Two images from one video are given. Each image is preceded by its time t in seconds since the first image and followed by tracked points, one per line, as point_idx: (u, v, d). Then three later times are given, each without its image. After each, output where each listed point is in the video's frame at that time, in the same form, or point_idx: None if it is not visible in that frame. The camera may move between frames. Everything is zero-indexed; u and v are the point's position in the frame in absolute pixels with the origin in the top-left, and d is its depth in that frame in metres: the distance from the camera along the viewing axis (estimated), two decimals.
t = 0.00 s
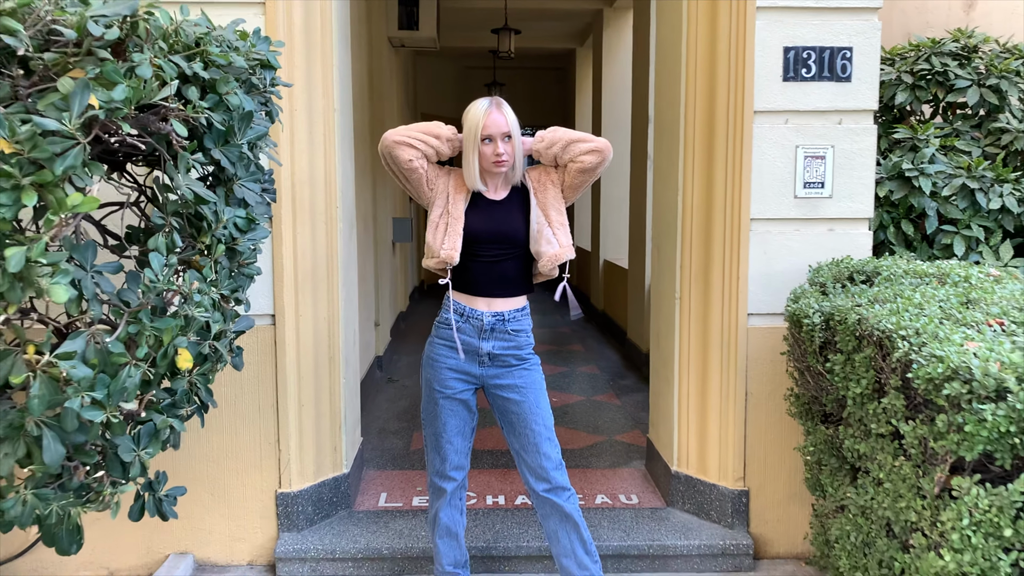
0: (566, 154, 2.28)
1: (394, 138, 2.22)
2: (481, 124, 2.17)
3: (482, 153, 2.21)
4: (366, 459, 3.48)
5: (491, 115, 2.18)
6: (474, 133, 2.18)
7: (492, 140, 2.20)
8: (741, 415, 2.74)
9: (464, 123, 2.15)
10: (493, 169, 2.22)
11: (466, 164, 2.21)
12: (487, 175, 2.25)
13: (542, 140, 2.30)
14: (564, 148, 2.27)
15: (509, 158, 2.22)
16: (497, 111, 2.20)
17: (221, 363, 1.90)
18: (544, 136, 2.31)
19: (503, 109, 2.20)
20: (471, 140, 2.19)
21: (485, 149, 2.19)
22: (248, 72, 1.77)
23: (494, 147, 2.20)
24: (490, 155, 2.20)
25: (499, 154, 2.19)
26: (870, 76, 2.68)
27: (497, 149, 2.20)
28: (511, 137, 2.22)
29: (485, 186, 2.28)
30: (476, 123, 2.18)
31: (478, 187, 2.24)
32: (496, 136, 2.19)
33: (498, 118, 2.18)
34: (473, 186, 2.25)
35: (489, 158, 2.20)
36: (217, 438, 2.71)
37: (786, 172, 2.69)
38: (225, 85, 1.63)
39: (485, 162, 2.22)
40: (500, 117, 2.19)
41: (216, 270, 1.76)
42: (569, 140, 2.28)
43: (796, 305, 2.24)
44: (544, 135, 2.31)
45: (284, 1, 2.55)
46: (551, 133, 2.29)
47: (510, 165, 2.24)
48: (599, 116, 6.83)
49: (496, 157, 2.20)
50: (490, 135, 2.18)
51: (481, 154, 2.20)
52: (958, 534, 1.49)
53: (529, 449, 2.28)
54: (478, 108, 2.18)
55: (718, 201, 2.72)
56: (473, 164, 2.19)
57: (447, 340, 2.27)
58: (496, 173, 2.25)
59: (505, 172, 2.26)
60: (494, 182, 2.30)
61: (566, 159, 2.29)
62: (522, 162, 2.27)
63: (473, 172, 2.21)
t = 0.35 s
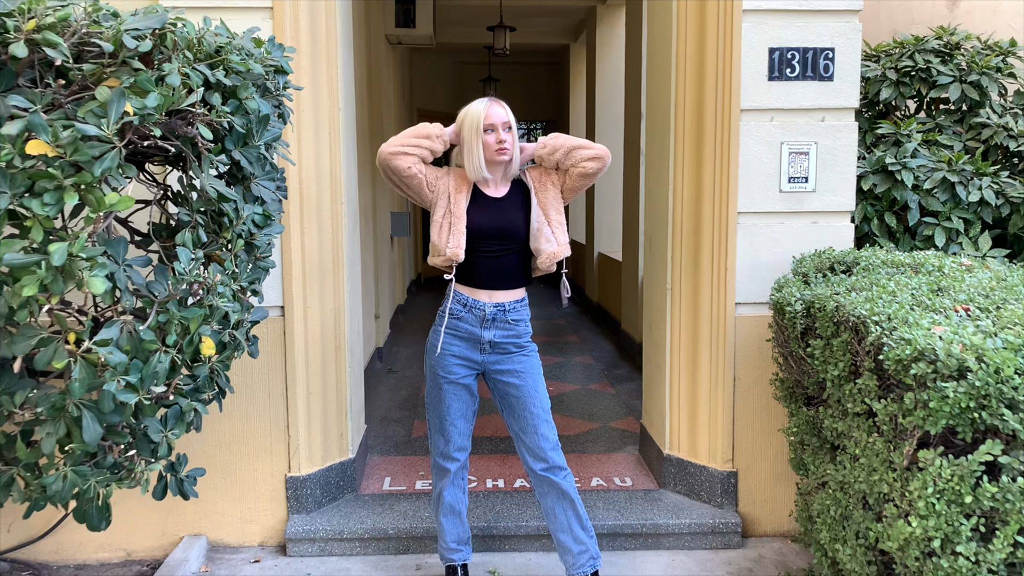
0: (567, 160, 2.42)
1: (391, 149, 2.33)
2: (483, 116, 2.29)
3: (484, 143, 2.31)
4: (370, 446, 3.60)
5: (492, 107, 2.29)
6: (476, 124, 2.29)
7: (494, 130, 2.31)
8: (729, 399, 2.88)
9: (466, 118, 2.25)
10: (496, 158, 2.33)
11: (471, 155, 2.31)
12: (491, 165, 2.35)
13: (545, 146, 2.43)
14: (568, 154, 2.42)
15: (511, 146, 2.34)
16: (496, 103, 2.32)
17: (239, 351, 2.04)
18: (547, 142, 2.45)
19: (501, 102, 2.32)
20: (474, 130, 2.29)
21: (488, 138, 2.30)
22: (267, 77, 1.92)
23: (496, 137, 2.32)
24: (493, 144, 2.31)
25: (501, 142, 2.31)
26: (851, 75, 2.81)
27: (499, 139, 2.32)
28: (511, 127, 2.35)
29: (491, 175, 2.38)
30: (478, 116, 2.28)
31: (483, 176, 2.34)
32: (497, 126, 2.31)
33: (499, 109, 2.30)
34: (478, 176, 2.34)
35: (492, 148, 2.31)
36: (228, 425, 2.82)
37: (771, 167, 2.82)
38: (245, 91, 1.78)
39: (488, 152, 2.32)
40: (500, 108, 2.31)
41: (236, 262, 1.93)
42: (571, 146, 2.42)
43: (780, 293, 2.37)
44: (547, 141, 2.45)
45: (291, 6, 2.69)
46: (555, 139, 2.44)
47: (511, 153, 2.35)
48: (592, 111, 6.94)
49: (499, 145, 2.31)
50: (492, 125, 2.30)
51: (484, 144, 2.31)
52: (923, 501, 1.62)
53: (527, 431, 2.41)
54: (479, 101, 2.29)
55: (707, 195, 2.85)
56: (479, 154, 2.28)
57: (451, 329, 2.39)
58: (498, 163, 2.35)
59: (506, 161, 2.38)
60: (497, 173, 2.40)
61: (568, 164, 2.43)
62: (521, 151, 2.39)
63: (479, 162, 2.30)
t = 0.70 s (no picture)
0: (571, 159, 2.51)
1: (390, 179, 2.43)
2: (489, 110, 2.40)
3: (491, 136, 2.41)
4: (376, 432, 3.73)
5: (499, 102, 2.42)
6: (484, 117, 2.40)
7: (500, 122, 2.41)
8: (722, 390, 2.98)
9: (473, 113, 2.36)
10: (503, 149, 2.42)
11: (478, 146, 2.40)
12: (498, 157, 2.45)
13: (549, 146, 2.50)
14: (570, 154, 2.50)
15: (516, 138, 2.43)
16: (502, 100, 2.44)
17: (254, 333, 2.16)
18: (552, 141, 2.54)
19: (506, 99, 2.45)
20: (482, 122, 2.39)
21: (494, 129, 2.39)
22: (283, 75, 2.03)
23: (502, 130, 2.42)
24: (500, 135, 2.40)
25: (508, 133, 2.41)
26: (844, 78, 2.90)
27: (505, 131, 2.42)
28: (516, 121, 2.45)
29: (498, 165, 2.47)
30: (486, 110, 2.40)
31: (490, 165, 2.44)
32: (504, 119, 2.41)
33: (506, 104, 2.42)
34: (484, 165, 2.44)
35: (499, 139, 2.40)
36: (241, 407, 2.95)
37: (766, 166, 2.91)
38: (263, 88, 1.90)
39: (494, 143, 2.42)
40: (505, 104, 2.43)
41: (253, 249, 2.05)
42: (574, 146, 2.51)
43: (770, 286, 2.47)
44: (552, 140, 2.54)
45: (306, 5, 2.80)
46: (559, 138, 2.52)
47: (516, 145, 2.45)
48: (599, 111, 7.03)
49: (505, 135, 2.41)
50: (499, 118, 2.40)
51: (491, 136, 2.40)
52: (894, 480, 1.72)
53: (527, 415, 2.52)
54: (486, 97, 2.41)
55: (704, 192, 2.94)
56: (487, 144, 2.38)
57: (455, 317, 2.51)
58: (504, 154, 2.45)
59: (511, 153, 2.47)
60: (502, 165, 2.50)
61: (571, 164, 2.51)
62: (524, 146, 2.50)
63: (488, 154, 2.40)
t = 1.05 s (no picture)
0: (582, 182, 2.61)
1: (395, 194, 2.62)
2: (491, 111, 2.49)
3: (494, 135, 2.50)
4: (381, 422, 3.85)
5: (501, 102, 2.51)
6: (487, 118, 2.49)
7: (502, 123, 2.50)
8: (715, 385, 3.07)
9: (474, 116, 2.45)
10: (505, 147, 2.52)
11: (481, 145, 2.49)
12: (499, 157, 2.55)
13: (563, 164, 2.59)
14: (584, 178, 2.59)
15: (517, 137, 2.54)
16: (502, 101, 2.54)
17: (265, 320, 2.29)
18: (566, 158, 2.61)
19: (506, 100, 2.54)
20: (485, 122, 2.48)
21: (498, 129, 2.49)
22: (295, 76, 2.16)
23: (504, 129, 2.51)
24: (503, 134, 2.50)
25: (511, 132, 2.51)
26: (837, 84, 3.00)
27: (507, 131, 2.51)
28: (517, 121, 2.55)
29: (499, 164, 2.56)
30: (488, 110, 2.49)
31: (491, 163, 2.53)
32: (506, 119, 2.50)
33: (507, 104, 2.52)
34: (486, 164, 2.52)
35: (502, 137, 2.50)
36: (251, 393, 3.08)
37: (760, 169, 3.01)
38: (277, 89, 2.03)
39: (497, 142, 2.51)
40: (506, 104, 2.53)
41: (265, 240, 2.18)
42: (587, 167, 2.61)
43: (757, 283, 2.57)
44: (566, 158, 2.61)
45: (318, 7, 2.93)
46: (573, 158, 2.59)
47: (518, 144, 2.55)
48: (606, 114, 7.14)
49: (509, 134, 2.51)
50: (501, 118, 2.50)
51: (494, 135, 2.50)
52: (864, 465, 1.85)
53: (525, 404, 2.63)
54: (486, 99, 2.50)
55: (699, 192, 3.05)
56: (490, 142, 2.48)
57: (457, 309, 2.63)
58: (506, 153, 2.54)
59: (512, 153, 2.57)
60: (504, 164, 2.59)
61: (580, 186, 2.62)
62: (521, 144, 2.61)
63: (489, 152, 2.49)
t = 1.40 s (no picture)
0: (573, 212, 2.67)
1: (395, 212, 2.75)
2: (485, 111, 2.58)
3: (489, 134, 2.59)
4: (383, 413, 3.95)
5: (492, 102, 2.59)
6: (481, 118, 2.58)
7: (496, 122, 2.59)
8: (707, 376, 3.17)
9: (467, 116, 2.54)
10: (500, 145, 2.60)
11: (475, 143, 2.58)
12: (494, 155, 2.63)
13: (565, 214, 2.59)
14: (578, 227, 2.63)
15: (512, 135, 2.62)
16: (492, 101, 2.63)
17: (272, 311, 2.39)
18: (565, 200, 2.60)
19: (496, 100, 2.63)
20: (480, 121, 2.57)
21: (492, 128, 2.58)
22: (301, 78, 2.26)
23: (498, 128, 2.60)
24: (497, 133, 2.58)
25: (505, 131, 2.59)
26: (824, 84, 3.09)
27: (502, 129, 2.60)
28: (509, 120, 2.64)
29: (496, 162, 2.64)
30: (481, 109, 2.58)
31: (488, 161, 2.61)
32: (499, 118, 2.59)
33: (499, 104, 2.60)
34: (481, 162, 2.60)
35: (497, 136, 2.58)
36: (257, 384, 3.18)
37: (750, 166, 3.11)
38: (284, 90, 2.13)
39: (492, 141, 2.59)
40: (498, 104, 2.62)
41: (272, 235, 2.27)
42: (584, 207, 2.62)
43: (746, 276, 2.66)
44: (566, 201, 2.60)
45: (322, 10, 3.03)
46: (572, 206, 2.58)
47: (512, 141, 2.64)
48: (604, 112, 7.22)
49: (503, 133, 2.59)
50: (495, 116, 2.58)
51: (489, 134, 2.58)
52: (842, 447, 1.93)
53: (522, 393, 2.73)
54: (478, 100, 2.59)
55: (691, 189, 3.15)
56: (484, 142, 2.56)
57: (456, 301, 2.73)
58: (502, 151, 2.62)
59: (507, 151, 2.65)
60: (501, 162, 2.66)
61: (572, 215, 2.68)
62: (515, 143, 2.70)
63: (484, 150, 2.57)
